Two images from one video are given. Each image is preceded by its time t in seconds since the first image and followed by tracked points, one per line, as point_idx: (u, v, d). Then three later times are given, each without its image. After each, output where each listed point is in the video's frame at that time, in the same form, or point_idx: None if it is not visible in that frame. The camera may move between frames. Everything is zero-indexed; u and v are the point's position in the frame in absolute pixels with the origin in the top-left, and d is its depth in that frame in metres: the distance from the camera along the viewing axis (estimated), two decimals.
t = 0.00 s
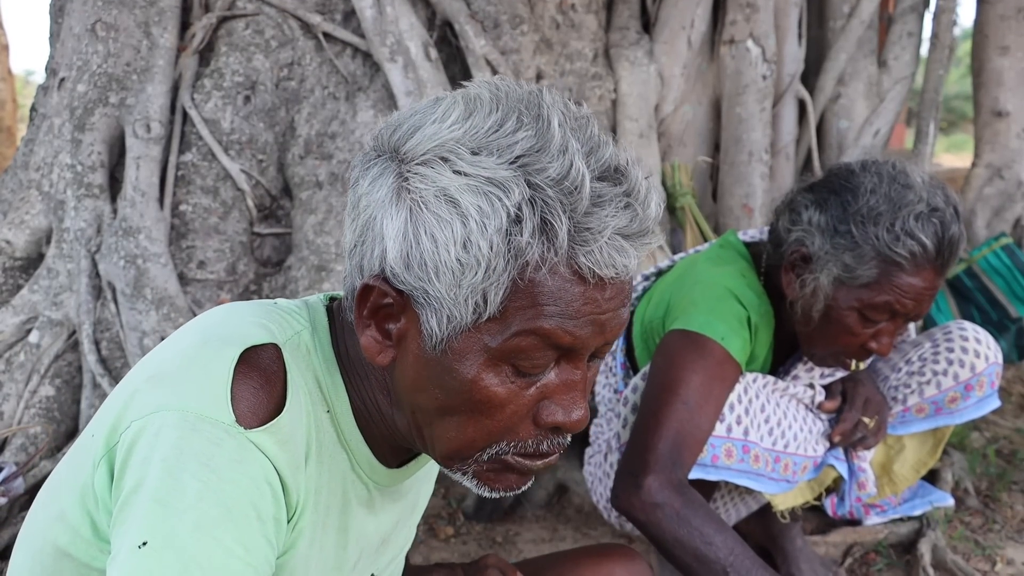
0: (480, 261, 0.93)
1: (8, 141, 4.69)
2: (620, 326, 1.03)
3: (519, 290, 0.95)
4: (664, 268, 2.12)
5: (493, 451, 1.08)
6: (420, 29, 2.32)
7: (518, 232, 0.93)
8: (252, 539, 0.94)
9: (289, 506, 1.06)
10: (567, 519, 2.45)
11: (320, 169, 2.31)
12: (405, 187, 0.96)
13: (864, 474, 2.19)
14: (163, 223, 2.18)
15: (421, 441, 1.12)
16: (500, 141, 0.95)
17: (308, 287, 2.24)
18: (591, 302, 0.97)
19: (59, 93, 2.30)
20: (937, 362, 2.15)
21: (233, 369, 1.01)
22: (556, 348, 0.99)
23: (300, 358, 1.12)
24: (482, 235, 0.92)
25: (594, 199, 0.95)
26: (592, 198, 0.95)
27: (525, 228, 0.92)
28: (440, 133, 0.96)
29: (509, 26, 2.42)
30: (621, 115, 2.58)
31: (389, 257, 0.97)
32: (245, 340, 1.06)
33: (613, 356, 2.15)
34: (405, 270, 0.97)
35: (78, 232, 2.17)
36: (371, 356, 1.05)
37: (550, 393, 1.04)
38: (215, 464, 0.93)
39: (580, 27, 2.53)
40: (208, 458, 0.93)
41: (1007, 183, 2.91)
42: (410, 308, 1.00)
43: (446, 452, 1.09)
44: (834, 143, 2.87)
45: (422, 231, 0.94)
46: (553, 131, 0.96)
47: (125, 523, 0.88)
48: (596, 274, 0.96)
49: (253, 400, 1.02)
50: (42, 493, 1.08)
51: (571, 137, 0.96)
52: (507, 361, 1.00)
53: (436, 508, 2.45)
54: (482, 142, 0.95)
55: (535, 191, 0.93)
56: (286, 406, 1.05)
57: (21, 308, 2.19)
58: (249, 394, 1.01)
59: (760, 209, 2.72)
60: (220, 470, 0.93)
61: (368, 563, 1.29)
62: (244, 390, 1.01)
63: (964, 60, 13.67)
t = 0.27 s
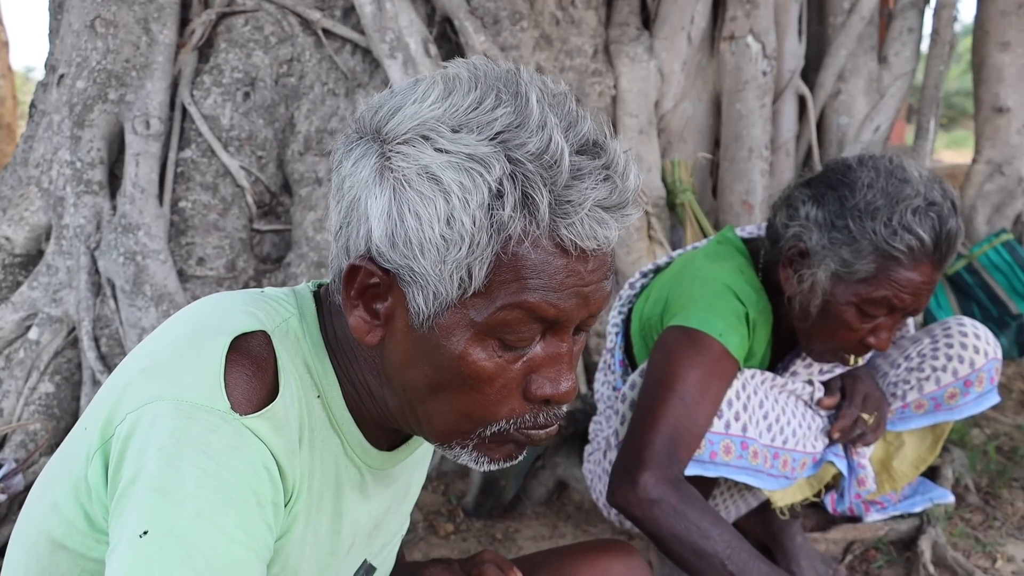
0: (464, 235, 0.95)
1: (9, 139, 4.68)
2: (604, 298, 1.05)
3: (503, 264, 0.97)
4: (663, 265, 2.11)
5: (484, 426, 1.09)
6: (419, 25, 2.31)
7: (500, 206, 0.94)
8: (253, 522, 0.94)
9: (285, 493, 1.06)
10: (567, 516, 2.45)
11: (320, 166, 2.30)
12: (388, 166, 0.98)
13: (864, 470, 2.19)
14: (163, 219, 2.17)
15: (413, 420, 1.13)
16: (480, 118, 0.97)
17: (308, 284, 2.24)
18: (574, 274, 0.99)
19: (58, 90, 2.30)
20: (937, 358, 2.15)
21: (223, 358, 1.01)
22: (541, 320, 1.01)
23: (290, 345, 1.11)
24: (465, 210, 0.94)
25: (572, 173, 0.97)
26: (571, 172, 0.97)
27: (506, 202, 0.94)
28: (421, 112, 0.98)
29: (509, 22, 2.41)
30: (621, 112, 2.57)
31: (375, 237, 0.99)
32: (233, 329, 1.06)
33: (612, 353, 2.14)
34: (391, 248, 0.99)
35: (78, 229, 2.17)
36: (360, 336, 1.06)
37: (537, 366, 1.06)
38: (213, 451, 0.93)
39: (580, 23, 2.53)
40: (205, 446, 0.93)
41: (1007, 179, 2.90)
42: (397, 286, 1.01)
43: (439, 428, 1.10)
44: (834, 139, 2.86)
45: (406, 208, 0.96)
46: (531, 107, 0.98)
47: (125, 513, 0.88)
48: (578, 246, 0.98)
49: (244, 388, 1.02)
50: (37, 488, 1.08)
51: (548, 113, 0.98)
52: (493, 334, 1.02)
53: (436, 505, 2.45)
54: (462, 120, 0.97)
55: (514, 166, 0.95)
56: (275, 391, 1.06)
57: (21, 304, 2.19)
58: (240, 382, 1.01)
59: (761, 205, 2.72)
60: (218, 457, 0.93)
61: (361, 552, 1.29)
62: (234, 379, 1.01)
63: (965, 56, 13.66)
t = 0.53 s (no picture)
0: (451, 223, 0.95)
1: (9, 139, 4.68)
2: (593, 284, 1.04)
3: (491, 251, 0.97)
4: (663, 264, 2.11)
5: (476, 418, 1.08)
6: (419, 24, 2.30)
7: (486, 193, 0.94)
8: (245, 521, 0.95)
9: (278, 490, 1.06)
10: (568, 516, 2.44)
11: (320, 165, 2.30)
12: (374, 155, 0.97)
13: (864, 469, 2.19)
14: (163, 219, 2.17)
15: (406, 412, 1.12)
16: (464, 105, 0.96)
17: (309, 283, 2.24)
18: (563, 260, 0.99)
19: (59, 89, 2.29)
20: (938, 357, 2.15)
21: (215, 355, 1.01)
22: (530, 306, 1.00)
23: (281, 343, 1.11)
24: (452, 198, 0.94)
25: (558, 158, 0.97)
26: (556, 157, 0.97)
27: (492, 189, 0.94)
28: (405, 101, 0.98)
29: (509, 22, 2.41)
30: (622, 111, 2.57)
31: (363, 227, 0.99)
32: (225, 326, 1.06)
33: (613, 352, 2.14)
34: (379, 238, 0.98)
35: (78, 228, 2.17)
36: (351, 327, 1.06)
37: (528, 354, 1.05)
38: (206, 450, 0.93)
39: (580, 23, 2.53)
40: (198, 445, 0.93)
41: (1009, 178, 2.90)
42: (386, 276, 1.01)
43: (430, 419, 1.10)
44: (835, 138, 2.86)
45: (393, 198, 0.96)
46: (515, 93, 0.98)
47: (118, 514, 0.88)
48: (565, 231, 0.98)
49: (236, 385, 1.01)
50: (32, 487, 1.08)
51: (533, 98, 0.98)
52: (482, 321, 1.01)
53: (436, 505, 2.45)
54: (447, 107, 0.96)
55: (501, 152, 0.95)
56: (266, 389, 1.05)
57: (21, 304, 2.19)
58: (230, 379, 1.01)
59: (761, 204, 2.71)
60: (211, 457, 0.93)
61: (357, 547, 1.28)
62: (226, 376, 1.01)
63: (966, 55, 13.66)
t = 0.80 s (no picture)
0: (433, 207, 0.95)
1: (8, 138, 4.68)
2: (578, 266, 1.04)
3: (473, 234, 0.97)
4: (663, 263, 2.11)
5: (464, 401, 1.09)
6: (418, 23, 2.31)
7: (466, 177, 0.95)
8: (237, 520, 0.95)
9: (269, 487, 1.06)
10: (568, 516, 2.44)
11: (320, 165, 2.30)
12: (355, 142, 0.98)
13: (864, 468, 2.18)
14: (162, 219, 2.17)
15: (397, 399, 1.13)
16: (443, 90, 0.96)
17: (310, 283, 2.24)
18: (546, 241, 0.99)
19: (58, 89, 2.29)
20: (937, 356, 2.15)
21: (202, 354, 1.01)
22: (515, 290, 1.00)
23: (270, 339, 1.11)
24: (432, 182, 0.95)
25: (537, 140, 0.97)
26: (536, 139, 0.97)
27: (472, 172, 0.94)
28: (384, 88, 0.98)
29: (508, 21, 2.41)
30: (621, 110, 2.57)
31: (346, 214, 0.99)
32: (212, 325, 1.06)
33: (612, 351, 2.14)
34: (362, 225, 0.99)
35: (77, 228, 2.17)
36: (337, 316, 1.06)
37: (514, 337, 1.06)
38: (195, 449, 0.93)
39: (580, 22, 2.52)
40: (188, 445, 0.93)
41: (1008, 176, 2.90)
42: (371, 263, 1.02)
43: (420, 405, 1.10)
44: (835, 137, 2.86)
45: (375, 184, 0.96)
46: (493, 76, 0.98)
47: (109, 516, 0.88)
48: (547, 213, 0.98)
49: (224, 383, 1.01)
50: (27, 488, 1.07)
51: (511, 82, 0.98)
52: (467, 305, 1.02)
53: (436, 505, 2.45)
54: (425, 93, 0.97)
55: (480, 136, 0.95)
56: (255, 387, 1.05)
57: (21, 304, 2.19)
58: (218, 376, 1.01)
59: (761, 203, 2.71)
60: (200, 456, 0.93)
61: (352, 542, 1.28)
62: (213, 373, 1.01)
63: (964, 54, 13.68)
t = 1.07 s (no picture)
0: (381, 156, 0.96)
1: (8, 138, 4.67)
2: (535, 213, 1.04)
3: (425, 180, 0.97)
4: (663, 263, 2.11)
5: (433, 358, 1.07)
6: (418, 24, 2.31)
7: (411, 122, 0.95)
8: (207, 509, 0.95)
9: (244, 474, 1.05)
10: (568, 515, 2.44)
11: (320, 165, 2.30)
12: (304, 103, 0.98)
13: (863, 468, 2.18)
14: (162, 219, 2.17)
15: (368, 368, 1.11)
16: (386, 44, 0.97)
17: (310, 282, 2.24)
18: (499, 183, 0.99)
19: (58, 89, 2.29)
20: (937, 356, 2.15)
21: (170, 345, 1.00)
22: (471, 235, 1.00)
23: (244, 326, 1.10)
24: (378, 131, 0.95)
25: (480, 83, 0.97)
26: (478, 81, 0.97)
27: (417, 117, 0.95)
28: (330, 50, 0.99)
29: (508, 21, 2.40)
30: (621, 110, 2.57)
31: (302, 178, 1.00)
32: (183, 313, 1.06)
33: (612, 351, 2.14)
34: (317, 186, 0.99)
35: (77, 228, 2.17)
36: (304, 285, 1.06)
37: (476, 287, 1.04)
38: (162, 440, 0.93)
39: (579, 21, 2.53)
40: (154, 436, 0.93)
41: (1008, 176, 2.90)
42: (330, 225, 1.01)
43: (388, 368, 1.08)
44: (834, 136, 2.86)
45: (326, 142, 0.97)
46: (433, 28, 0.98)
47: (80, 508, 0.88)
48: (496, 153, 0.98)
49: (195, 372, 1.01)
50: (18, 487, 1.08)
51: (452, 31, 0.98)
52: (425, 256, 1.01)
53: (436, 504, 2.45)
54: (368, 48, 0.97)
55: (423, 82, 0.95)
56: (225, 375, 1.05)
57: (20, 304, 2.18)
58: (187, 365, 1.00)
59: (761, 202, 2.71)
60: (168, 446, 0.93)
61: (340, 528, 1.27)
62: (182, 363, 1.00)
63: (964, 53, 13.68)
